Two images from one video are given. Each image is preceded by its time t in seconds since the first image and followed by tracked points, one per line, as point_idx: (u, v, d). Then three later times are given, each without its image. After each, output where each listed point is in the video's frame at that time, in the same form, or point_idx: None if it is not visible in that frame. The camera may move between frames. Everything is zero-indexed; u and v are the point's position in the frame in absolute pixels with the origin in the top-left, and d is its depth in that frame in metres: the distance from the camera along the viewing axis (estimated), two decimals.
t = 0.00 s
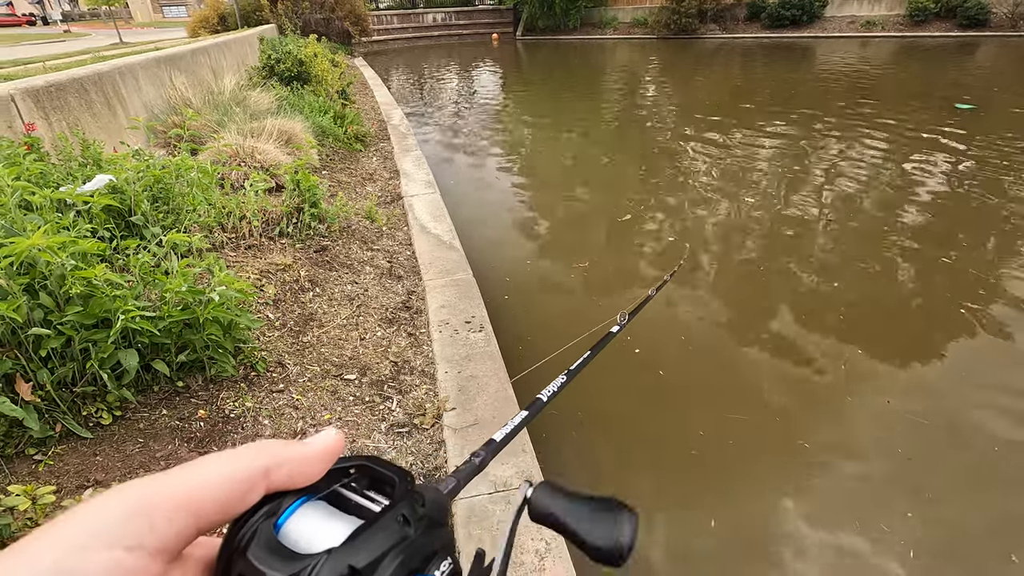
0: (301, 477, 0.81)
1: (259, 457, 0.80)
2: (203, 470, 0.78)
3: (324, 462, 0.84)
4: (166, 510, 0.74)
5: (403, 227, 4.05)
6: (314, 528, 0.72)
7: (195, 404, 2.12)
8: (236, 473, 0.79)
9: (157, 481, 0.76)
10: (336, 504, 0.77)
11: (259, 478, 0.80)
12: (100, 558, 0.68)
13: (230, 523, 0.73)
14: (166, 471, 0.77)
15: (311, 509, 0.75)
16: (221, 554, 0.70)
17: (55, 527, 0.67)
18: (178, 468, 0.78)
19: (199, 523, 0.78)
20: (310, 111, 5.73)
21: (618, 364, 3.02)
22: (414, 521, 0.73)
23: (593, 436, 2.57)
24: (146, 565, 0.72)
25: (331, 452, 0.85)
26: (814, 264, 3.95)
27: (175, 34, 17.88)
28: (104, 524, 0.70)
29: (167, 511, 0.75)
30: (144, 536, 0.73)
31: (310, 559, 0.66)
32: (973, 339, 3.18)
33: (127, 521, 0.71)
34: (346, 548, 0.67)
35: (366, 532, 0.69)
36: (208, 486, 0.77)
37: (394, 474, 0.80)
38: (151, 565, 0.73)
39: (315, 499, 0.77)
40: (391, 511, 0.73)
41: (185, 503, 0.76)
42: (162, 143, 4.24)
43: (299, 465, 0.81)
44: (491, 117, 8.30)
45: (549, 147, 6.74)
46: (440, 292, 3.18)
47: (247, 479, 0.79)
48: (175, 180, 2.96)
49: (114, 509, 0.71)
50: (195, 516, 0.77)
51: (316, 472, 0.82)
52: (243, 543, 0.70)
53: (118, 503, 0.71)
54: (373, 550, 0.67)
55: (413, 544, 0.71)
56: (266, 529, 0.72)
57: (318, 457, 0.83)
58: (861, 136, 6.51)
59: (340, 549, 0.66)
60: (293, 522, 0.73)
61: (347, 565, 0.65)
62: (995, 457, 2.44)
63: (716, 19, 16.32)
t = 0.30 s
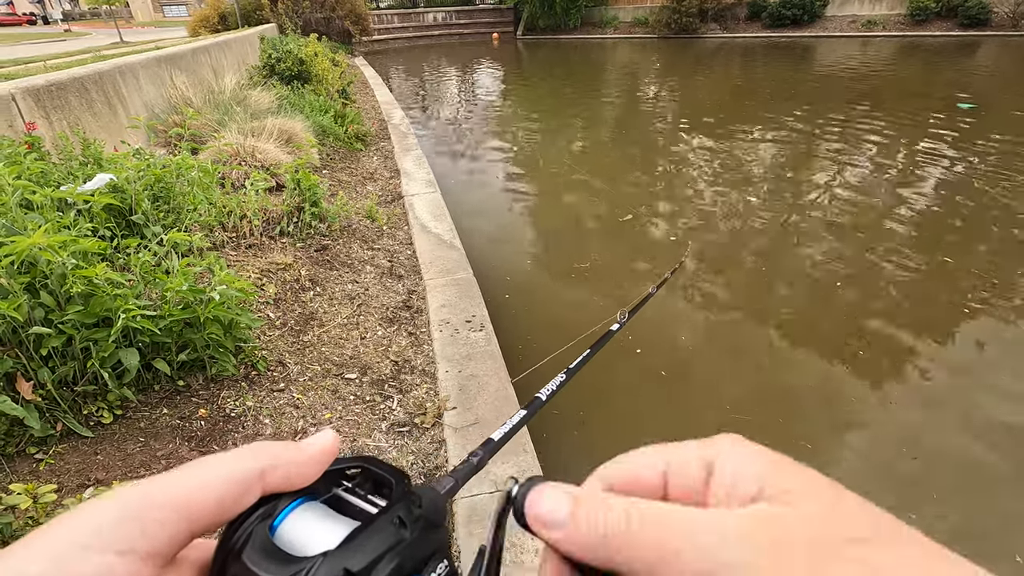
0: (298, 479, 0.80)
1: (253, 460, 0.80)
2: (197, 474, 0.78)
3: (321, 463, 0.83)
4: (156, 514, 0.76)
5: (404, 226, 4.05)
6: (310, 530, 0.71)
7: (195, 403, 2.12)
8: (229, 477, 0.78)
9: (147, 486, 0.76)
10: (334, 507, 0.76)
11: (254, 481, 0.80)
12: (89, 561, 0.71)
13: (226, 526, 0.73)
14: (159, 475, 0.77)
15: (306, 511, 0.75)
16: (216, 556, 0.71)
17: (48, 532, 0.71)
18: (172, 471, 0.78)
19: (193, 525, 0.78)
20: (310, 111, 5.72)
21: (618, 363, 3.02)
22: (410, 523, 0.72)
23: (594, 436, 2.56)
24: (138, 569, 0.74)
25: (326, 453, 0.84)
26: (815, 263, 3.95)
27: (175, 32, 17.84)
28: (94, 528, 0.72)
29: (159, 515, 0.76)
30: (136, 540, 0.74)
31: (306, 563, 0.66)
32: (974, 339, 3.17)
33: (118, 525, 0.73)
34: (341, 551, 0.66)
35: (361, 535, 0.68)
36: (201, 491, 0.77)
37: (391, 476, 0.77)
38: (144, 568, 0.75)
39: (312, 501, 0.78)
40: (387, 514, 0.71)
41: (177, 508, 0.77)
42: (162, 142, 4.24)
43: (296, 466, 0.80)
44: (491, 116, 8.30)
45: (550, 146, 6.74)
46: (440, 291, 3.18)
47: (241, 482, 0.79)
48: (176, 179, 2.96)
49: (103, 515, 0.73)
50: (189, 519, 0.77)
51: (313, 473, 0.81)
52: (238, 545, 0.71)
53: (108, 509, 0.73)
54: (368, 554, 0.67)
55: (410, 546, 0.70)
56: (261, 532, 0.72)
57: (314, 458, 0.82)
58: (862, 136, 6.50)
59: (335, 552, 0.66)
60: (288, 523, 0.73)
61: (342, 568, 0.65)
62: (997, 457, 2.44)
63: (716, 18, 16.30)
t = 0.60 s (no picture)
0: (300, 484, 0.81)
1: (257, 465, 0.81)
2: (201, 479, 0.78)
3: (323, 469, 0.84)
4: (160, 520, 0.74)
5: (405, 226, 4.04)
6: (316, 536, 0.71)
7: (197, 402, 2.12)
8: (234, 481, 0.79)
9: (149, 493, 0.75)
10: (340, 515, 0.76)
11: (257, 486, 0.80)
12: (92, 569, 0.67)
13: (229, 533, 0.72)
14: (161, 483, 0.76)
15: (311, 518, 0.75)
16: (218, 565, 0.70)
17: (45, 543, 0.66)
18: (173, 478, 0.77)
19: (195, 533, 0.77)
20: (311, 110, 5.72)
21: (620, 364, 3.02)
22: (415, 529, 0.72)
23: (595, 436, 2.56)
24: None
25: (328, 459, 0.85)
26: (816, 264, 3.95)
27: (176, 32, 17.85)
28: (98, 535, 0.69)
29: (162, 522, 0.74)
30: (138, 547, 0.72)
31: (310, 569, 0.66)
32: (977, 340, 3.17)
33: (122, 532, 0.71)
34: (346, 557, 0.66)
35: (366, 541, 0.68)
36: (206, 495, 0.77)
37: (396, 483, 0.78)
38: None
39: (316, 508, 0.78)
40: (391, 519, 0.72)
41: (181, 513, 0.76)
42: (164, 142, 4.24)
43: (296, 473, 0.82)
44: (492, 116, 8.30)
45: (551, 146, 6.74)
46: (441, 291, 3.17)
47: (245, 487, 0.80)
48: (177, 178, 2.96)
49: (105, 523, 0.70)
50: (192, 525, 0.77)
51: (315, 480, 0.83)
52: (241, 552, 0.70)
53: (113, 516, 0.70)
54: (373, 559, 0.66)
55: (415, 552, 0.70)
56: (264, 539, 0.72)
57: (316, 464, 0.84)
58: (863, 136, 6.49)
59: (340, 559, 0.65)
60: (292, 530, 0.73)
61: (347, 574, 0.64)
62: (1002, 459, 2.43)
63: (717, 18, 16.29)
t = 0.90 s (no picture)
0: (281, 454, 0.81)
1: (240, 435, 0.80)
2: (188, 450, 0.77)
3: (303, 440, 0.83)
4: (152, 487, 0.74)
5: (406, 226, 4.05)
6: (296, 498, 0.71)
7: (199, 401, 2.13)
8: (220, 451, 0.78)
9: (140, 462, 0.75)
10: (320, 478, 0.77)
11: (242, 456, 0.80)
12: (92, 535, 0.67)
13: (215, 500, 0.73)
14: (149, 454, 0.76)
15: (292, 482, 0.74)
16: (207, 530, 0.71)
17: (40, 510, 0.66)
18: (163, 448, 0.77)
19: (188, 499, 0.77)
20: (312, 110, 5.72)
21: (621, 363, 3.02)
22: (393, 490, 0.73)
23: (596, 436, 2.57)
24: (140, 540, 0.72)
25: (308, 429, 0.85)
26: (818, 263, 3.95)
27: (177, 32, 17.83)
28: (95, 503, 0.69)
29: (154, 489, 0.75)
30: (135, 512, 0.73)
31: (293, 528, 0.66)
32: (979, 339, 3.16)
33: (115, 497, 0.71)
34: (327, 515, 0.66)
35: (345, 500, 0.69)
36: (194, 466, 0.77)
37: (374, 451, 0.79)
38: (145, 539, 0.73)
39: (298, 473, 0.77)
40: (369, 482, 0.72)
41: (171, 481, 0.75)
42: (166, 142, 4.24)
43: (280, 442, 0.81)
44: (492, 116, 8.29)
45: (552, 146, 6.74)
46: (442, 290, 3.18)
47: (232, 456, 0.79)
48: (179, 178, 2.97)
49: (99, 490, 0.70)
50: (184, 493, 0.76)
51: (297, 448, 0.82)
52: (228, 516, 0.70)
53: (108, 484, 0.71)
54: (352, 516, 0.67)
55: (393, 511, 0.71)
56: (250, 502, 0.71)
57: (297, 435, 0.83)
58: (864, 136, 6.49)
59: (321, 517, 0.66)
60: (275, 494, 0.72)
61: (328, 531, 0.65)
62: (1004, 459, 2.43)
63: (719, 18, 16.27)
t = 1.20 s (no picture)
0: (297, 486, 0.81)
1: (256, 465, 0.80)
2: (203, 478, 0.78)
3: (319, 473, 0.83)
4: (167, 515, 0.77)
5: (407, 226, 4.05)
6: (312, 534, 0.72)
7: (201, 400, 2.13)
8: (236, 480, 0.79)
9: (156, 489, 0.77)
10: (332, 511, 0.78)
11: (257, 487, 0.80)
12: (106, 559, 0.72)
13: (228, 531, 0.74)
14: (168, 480, 0.78)
15: (308, 517, 0.75)
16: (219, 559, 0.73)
17: (61, 532, 0.71)
18: (178, 477, 0.78)
19: (199, 528, 0.79)
20: (313, 110, 5.73)
21: (622, 363, 3.02)
22: (406, 530, 0.72)
23: (598, 436, 2.57)
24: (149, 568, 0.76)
25: (325, 461, 0.85)
26: (819, 263, 3.95)
27: (178, 32, 17.84)
28: (109, 529, 0.73)
29: (170, 517, 0.77)
30: (148, 540, 0.76)
31: (307, 565, 0.67)
32: (981, 339, 3.16)
33: (130, 526, 0.74)
34: (341, 554, 0.67)
35: (359, 539, 0.69)
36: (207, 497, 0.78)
37: (388, 484, 0.79)
38: (154, 568, 0.76)
39: (311, 507, 0.78)
40: (384, 519, 0.72)
41: (185, 511, 0.78)
42: (167, 141, 4.25)
43: (295, 475, 0.81)
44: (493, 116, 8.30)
45: (553, 146, 6.74)
46: (444, 290, 3.18)
47: (246, 488, 0.80)
48: (180, 178, 2.99)
49: (117, 516, 0.74)
50: (196, 521, 0.78)
51: (311, 481, 0.82)
52: (241, 548, 0.72)
53: (123, 511, 0.74)
54: (365, 556, 0.67)
55: (406, 552, 0.70)
56: (264, 534, 0.73)
57: (312, 467, 0.83)
58: (866, 135, 6.48)
59: (336, 555, 0.67)
60: (288, 527, 0.74)
61: (342, 571, 0.65)
62: (1008, 459, 2.42)
63: (719, 17, 16.26)
